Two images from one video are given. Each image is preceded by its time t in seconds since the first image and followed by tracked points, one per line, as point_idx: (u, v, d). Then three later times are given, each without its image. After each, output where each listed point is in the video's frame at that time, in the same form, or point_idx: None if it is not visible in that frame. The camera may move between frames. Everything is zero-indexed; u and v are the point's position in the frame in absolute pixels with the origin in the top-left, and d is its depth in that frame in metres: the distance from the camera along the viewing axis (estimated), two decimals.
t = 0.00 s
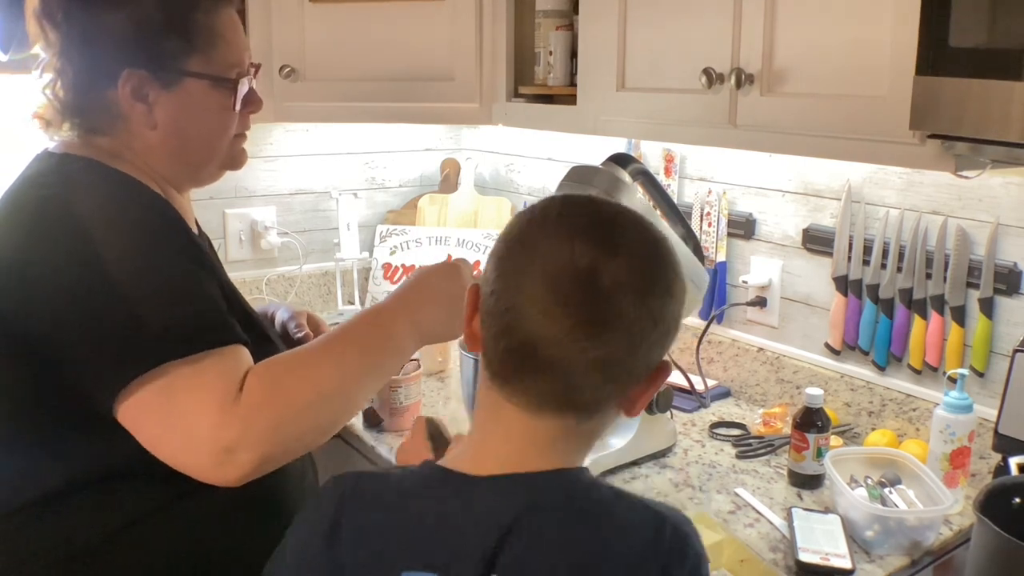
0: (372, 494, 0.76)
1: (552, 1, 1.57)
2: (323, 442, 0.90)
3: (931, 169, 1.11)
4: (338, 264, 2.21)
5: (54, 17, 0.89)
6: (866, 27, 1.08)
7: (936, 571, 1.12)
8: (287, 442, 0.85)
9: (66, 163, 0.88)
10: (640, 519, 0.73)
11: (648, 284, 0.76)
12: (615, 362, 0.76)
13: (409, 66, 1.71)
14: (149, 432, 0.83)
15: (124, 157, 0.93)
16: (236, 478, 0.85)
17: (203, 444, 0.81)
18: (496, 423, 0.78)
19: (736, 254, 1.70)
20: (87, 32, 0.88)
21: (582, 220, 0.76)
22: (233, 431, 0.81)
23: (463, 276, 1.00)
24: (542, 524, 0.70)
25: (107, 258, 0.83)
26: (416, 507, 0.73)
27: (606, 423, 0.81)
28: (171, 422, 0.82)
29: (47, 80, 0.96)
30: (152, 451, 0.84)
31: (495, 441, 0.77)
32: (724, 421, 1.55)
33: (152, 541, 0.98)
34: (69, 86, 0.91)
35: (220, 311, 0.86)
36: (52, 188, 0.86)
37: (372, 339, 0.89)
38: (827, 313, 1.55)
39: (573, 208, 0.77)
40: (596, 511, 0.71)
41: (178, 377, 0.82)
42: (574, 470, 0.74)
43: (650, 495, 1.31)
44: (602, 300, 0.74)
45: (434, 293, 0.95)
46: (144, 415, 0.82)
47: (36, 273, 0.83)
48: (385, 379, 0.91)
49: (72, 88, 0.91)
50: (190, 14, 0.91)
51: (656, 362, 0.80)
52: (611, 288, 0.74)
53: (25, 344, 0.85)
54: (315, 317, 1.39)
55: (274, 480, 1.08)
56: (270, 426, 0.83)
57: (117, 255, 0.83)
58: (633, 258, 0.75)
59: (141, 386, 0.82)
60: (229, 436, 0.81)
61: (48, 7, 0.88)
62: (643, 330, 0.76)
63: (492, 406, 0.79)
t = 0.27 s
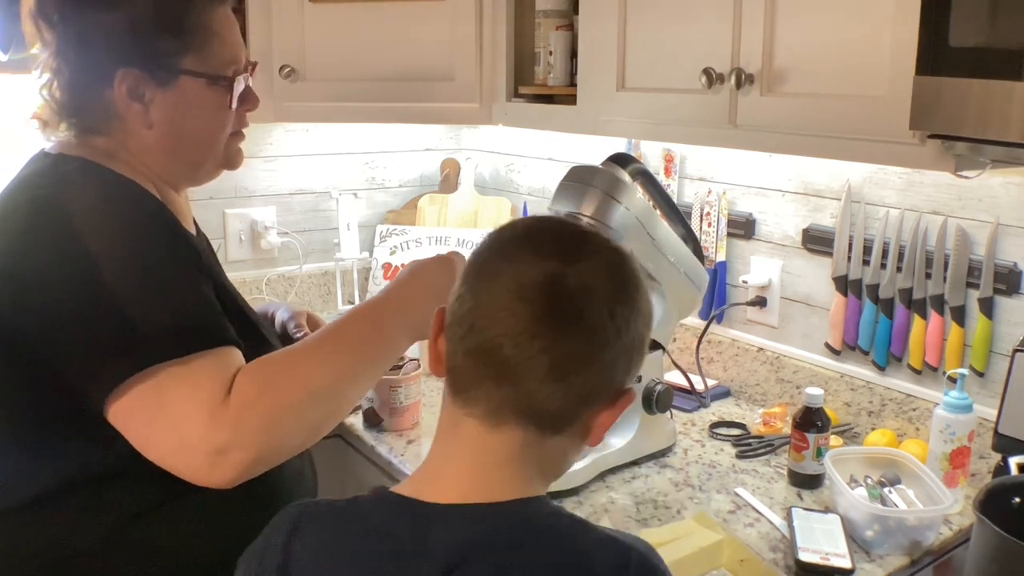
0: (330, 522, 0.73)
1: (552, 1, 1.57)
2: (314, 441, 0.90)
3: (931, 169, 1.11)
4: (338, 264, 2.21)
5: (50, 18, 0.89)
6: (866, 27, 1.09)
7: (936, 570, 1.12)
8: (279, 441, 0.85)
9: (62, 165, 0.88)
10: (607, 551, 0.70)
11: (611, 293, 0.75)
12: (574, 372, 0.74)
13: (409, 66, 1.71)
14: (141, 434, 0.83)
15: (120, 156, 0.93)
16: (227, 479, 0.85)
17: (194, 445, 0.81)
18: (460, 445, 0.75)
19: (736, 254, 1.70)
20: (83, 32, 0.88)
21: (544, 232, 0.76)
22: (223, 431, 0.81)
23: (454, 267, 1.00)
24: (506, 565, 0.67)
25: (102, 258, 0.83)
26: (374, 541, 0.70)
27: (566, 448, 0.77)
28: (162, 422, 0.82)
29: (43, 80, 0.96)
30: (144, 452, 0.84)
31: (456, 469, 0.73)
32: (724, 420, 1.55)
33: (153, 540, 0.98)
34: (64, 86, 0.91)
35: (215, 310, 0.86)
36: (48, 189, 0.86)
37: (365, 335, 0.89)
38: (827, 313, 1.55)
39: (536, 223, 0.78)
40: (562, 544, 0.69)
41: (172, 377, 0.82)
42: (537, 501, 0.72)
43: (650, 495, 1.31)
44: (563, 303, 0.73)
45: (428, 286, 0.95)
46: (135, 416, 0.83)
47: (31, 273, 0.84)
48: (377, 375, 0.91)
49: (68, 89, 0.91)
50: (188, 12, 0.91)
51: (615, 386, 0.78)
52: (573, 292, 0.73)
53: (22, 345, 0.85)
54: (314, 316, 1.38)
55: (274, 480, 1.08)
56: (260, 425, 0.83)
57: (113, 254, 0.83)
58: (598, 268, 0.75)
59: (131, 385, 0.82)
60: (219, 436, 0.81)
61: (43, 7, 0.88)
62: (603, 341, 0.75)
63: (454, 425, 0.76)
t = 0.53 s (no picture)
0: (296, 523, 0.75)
1: (552, 1, 1.57)
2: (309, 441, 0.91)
3: (931, 169, 1.11)
4: (338, 264, 2.21)
5: (46, 19, 0.89)
6: (866, 27, 1.08)
7: (936, 571, 1.12)
8: (271, 442, 0.86)
9: (58, 164, 0.88)
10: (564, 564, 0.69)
11: (570, 299, 0.73)
12: (529, 377, 0.73)
13: (409, 66, 1.71)
14: (133, 437, 0.83)
15: (116, 155, 0.93)
16: (218, 481, 0.85)
17: (185, 448, 0.82)
18: (421, 446, 0.75)
19: (736, 254, 1.70)
20: (79, 31, 0.88)
21: (505, 234, 0.75)
22: (213, 433, 0.82)
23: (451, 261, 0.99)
24: (455, 565, 0.67)
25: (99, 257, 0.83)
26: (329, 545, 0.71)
27: (528, 454, 0.76)
28: (154, 425, 0.82)
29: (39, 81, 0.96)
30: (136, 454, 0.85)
31: (419, 471, 0.74)
32: (724, 421, 1.55)
33: (153, 540, 0.98)
34: (60, 86, 0.91)
35: (209, 310, 0.87)
36: (44, 190, 0.86)
37: (359, 334, 0.89)
38: (827, 313, 1.55)
39: (500, 224, 0.76)
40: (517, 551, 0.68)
41: (162, 379, 0.83)
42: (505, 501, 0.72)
43: (650, 495, 1.31)
44: (516, 308, 0.72)
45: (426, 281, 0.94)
46: (127, 419, 0.83)
47: (24, 273, 0.84)
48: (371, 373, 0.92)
49: (64, 89, 0.91)
50: (183, 10, 0.91)
51: (580, 393, 0.76)
52: (528, 297, 0.72)
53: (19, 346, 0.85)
54: (310, 315, 1.38)
55: (273, 481, 1.08)
56: (250, 427, 0.83)
57: (108, 253, 0.83)
58: (559, 273, 0.73)
59: (125, 386, 0.83)
60: (210, 438, 0.82)
61: (39, 8, 0.89)
62: (561, 348, 0.73)
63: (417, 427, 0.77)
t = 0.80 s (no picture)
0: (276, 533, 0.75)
1: (552, 1, 1.57)
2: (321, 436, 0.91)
3: (931, 169, 1.11)
4: (338, 264, 2.21)
5: (43, 17, 0.89)
6: (866, 26, 1.08)
7: (936, 571, 1.12)
8: (286, 434, 0.86)
9: (56, 162, 0.88)
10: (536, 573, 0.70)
11: (544, 316, 0.72)
12: (502, 395, 0.72)
13: (409, 65, 1.71)
14: (142, 430, 0.83)
15: (115, 152, 0.93)
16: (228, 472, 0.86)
17: (197, 438, 0.82)
18: (403, 455, 0.76)
19: (736, 254, 1.70)
20: (76, 28, 0.88)
21: (482, 241, 0.74)
22: (226, 423, 0.82)
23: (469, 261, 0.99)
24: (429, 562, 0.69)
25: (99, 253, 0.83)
26: (310, 557, 0.72)
27: (507, 465, 0.77)
28: (164, 417, 0.82)
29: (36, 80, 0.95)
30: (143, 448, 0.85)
31: (394, 475, 0.75)
32: (724, 420, 1.55)
33: (153, 539, 0.98)
34: (58, 85, 0.91)
35: (212, 305, 0.87)
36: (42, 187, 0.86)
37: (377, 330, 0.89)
38: (827, 313, 1.55)
39: (478, 231, 0.75)
40: (488, 556, 0.70)
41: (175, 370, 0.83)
42: (490, 511, 0.73)
43: (650, 495, 1.31)
44: (487, 325, 0.71)
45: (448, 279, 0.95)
46: (137, 412, 0.83)
47: (24, 272, 0.83)
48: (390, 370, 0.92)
49: (61, 88, 0.91)
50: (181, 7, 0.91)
51: (559, 406, 0.75)
52: (500, 313, 0.71)
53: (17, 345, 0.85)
54: (307, 316, 1.38)
55: (272, 480, 1.08)
56: (264, 418, 0.84)
57: (111, 249, 0.83)
58: (531, 289, 0.72)
59: (139, 377, 0.83)
60: (223, 428, 0.82)
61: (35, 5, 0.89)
62: (535, 366, 0.72)
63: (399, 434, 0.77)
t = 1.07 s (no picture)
0: (272, 535, 0.75)
1: (552, 1, 1.57)
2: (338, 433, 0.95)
3: (931, 169, 1.11)
4: (338, 264, 2.21)
5: (46, 19, 0.89)
6: (866, 26, 1.08)
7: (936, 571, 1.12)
8: (308, 428, 0.90)
9: (65, 163, 0.89)
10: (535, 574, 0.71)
11: (539, 311, 0.72)
12: (497, 390, 0.72)
13: (409, 66, 1.71)
14: (163, 423, 0.87)
15: (118, 154, 0.93)
16: (249, 462, 0.90)
17: (221, 429, 0.86)
18: (400, 457, 0.76)
19: (736, 254, 1.70)
20: (80, 30, 0.88)
21: (475, 241, 0.73)
22: (252, 416, 0.86)
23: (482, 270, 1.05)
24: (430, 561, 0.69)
25: (113, 251, 0.86)
26: (305, 561, 0.72)
27: (504, 463, 0.76)
28: (187, 409, 0.86)
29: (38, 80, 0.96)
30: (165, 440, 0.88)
31: (393, 474, 0.75)
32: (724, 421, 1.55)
33: (157, 539, 1.02)
34: (60, 86, 0.91)
35: (224, 299, 0.90)
36: (55, 188, 0.88)
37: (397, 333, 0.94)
38: (827, 313, 1.55)
39: (473, 226, 0.75)
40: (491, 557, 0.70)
41: (198, 366, 0.86)
42: (486, 515, 0.73)
43: (650, 495, 1.31)
44: (482, 320, 0.71)
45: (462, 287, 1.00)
46: (160, 405, 0.87)
47: (40, 272, 0.86)
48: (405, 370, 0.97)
49: (64, 89, 0.91)
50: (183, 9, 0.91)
51: (555, 402, 0.75)
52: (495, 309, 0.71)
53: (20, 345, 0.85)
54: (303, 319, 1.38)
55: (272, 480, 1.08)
56: (288, 412, 0.88)
57: (124, 246, 0.87)
58: (528, 283, 0.72)
59: (159, 374, 0.86)
60: (249, 419, 0.86)
61: (39, 7, 0.89)
62: (530, 361, 0.72)
63: (396, 437, 0.77)
